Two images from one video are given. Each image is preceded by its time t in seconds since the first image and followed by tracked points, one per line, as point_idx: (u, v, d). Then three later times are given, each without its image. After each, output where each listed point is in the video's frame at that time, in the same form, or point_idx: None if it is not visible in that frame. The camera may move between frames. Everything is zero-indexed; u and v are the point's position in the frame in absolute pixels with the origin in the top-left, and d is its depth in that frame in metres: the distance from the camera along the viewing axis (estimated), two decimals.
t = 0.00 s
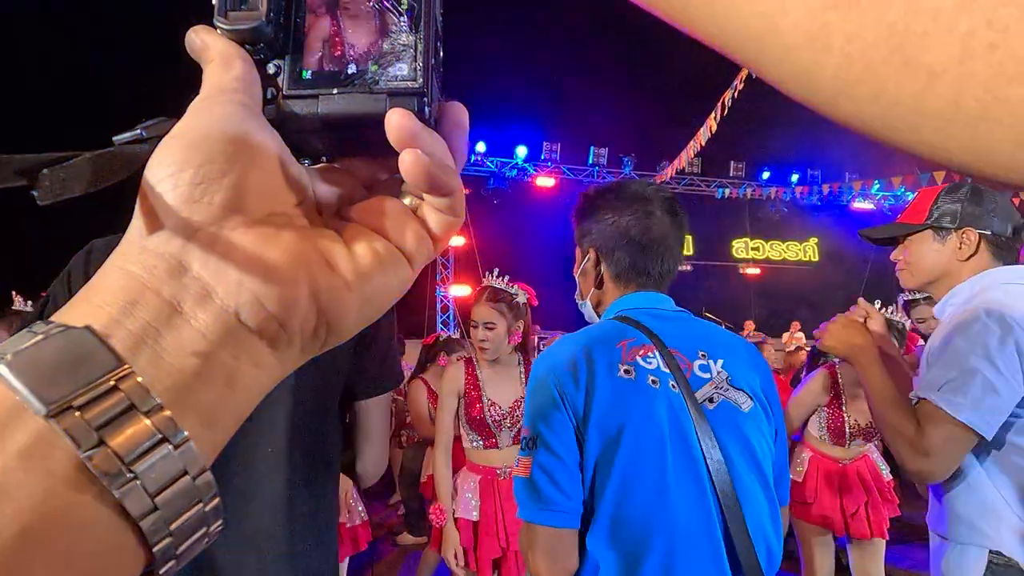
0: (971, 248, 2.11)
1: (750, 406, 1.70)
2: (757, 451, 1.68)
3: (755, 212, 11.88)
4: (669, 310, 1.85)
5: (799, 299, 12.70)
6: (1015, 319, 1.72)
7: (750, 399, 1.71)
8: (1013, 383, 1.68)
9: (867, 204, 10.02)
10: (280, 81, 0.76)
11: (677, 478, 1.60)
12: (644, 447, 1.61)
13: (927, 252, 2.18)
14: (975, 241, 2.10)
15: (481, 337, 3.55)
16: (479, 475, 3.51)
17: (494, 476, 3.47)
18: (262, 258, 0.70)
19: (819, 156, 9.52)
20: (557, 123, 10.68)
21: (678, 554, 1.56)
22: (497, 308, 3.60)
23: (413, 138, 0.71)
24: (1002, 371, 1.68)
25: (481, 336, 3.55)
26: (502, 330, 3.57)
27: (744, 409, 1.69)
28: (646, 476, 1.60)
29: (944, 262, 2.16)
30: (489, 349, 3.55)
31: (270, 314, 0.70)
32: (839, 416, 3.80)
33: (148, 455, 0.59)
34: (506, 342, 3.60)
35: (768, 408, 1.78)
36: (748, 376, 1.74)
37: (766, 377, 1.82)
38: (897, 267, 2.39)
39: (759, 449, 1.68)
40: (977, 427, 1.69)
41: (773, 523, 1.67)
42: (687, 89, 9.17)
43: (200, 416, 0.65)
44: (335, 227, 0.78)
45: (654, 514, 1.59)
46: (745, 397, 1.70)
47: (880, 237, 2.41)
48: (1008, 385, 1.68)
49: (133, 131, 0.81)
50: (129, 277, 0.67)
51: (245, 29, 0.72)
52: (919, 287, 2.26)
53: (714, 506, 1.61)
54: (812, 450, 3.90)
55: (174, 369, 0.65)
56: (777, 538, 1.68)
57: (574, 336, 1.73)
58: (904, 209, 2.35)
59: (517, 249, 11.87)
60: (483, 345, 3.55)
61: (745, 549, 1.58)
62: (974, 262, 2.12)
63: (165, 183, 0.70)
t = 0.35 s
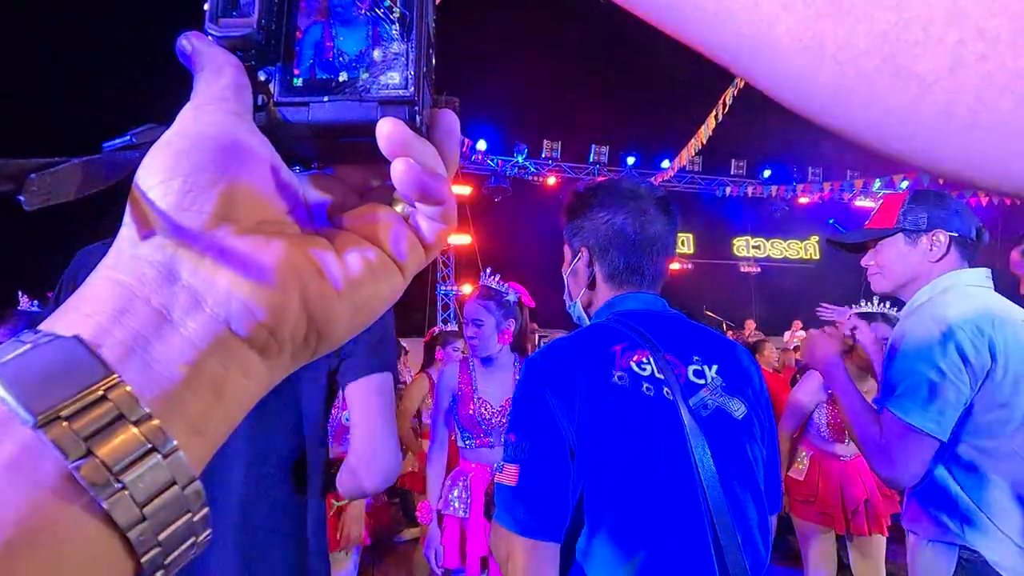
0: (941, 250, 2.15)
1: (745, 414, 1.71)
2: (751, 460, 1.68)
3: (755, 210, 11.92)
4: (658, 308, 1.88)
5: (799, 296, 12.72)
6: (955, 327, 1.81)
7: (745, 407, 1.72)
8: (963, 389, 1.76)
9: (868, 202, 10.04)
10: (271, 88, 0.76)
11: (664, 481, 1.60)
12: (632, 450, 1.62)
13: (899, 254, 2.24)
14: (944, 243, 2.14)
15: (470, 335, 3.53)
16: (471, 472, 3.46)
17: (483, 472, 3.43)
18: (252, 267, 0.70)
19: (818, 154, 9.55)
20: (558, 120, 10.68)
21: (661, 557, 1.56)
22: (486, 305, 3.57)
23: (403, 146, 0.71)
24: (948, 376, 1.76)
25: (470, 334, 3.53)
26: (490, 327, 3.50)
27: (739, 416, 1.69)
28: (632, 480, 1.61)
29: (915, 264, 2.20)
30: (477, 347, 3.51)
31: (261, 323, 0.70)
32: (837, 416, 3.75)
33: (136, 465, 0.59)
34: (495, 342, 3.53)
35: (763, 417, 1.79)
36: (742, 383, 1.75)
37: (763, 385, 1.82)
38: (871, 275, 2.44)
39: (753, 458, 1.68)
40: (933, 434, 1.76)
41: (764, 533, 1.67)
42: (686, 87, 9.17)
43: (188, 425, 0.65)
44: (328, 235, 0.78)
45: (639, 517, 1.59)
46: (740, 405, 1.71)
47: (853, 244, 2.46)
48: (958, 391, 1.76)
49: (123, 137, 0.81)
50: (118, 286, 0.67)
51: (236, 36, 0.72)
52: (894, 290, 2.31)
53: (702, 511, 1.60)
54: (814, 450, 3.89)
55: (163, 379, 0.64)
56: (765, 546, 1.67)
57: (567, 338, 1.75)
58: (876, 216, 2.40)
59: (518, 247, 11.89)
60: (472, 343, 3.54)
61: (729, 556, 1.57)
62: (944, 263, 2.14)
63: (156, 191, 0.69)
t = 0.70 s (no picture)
0: (932, 257, 2.17)
1: (751, 417, 1.64)
2: (753, 465, 1.61)
3: (756, 208, 11.92)
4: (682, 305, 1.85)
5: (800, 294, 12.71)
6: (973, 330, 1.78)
7: (751, 409, 1.65)
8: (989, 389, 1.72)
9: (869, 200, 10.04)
10: (271, 92, 0.76)
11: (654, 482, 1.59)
12: (623, 450, 1.62)
13: (892, 262, 2.21)
14: (935, 251, 2.18)
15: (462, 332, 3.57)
16: (461, 468, 3.52)
17: (475, 471, 3.47)
18: (249, 271, 0.70)
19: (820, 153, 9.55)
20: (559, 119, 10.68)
21: (647, 557, 1.57)
22: (477, 303, 3.64)
23: (403, 153, 0.72)
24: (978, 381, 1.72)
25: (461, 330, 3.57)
26: (480, 323, 3.55)
27: (742, 418, 1.63)
28: (621, 479, 1.62)
29: (907, 272, 2.20)
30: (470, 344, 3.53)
31: (261, 327, 0.70)
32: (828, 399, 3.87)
33: (137, 469, 0.59)
34: (485, 337, 3.54)
35: (783, 417, 1.71)
36: (751, 384, 1.67)
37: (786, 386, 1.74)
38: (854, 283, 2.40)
39: (756, 463, 1.61)
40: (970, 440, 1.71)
41: (766, 540, 1.60)
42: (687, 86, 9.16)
43: (188, 429, 0.65)
44: (326, 240, 0.79)
45: (626, 517, 1.61)
46: (744, 407, 1.64)
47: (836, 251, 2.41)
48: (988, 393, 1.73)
49: (123, 142, 0.82)
50: (118, 291, 0.68)
51: (239, 42, 0.73)
52: (883, 299, 2.29)
53: (693, 514, 1.57)
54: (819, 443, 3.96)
55: (164, 383, 0.65)
56: (771, 553, 1.61)
57: (565, 337, 1.79)
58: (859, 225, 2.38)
59: (518, 245, 11.88)
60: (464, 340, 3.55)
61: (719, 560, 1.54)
62: (934, 271, 2.17)
63: (156, 195, 0.70)
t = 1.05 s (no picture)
0: (922, 256, 2.17)
1: (759, 413, 1.60)
2: (763, 460, 1.58)
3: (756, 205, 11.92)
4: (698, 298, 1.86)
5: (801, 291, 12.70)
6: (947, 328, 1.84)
7: (760, 405, 1.61)
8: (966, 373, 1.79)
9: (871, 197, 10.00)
10: (268, 99, 0.76)
11: (661, 477, 1.62)
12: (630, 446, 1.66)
13: (881, 258, 2.23)
14: (926, 250, 2.17)
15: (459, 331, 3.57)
16: (461, 464, 3.51)
17: (475, 468, 3.46)
18: (247, 277, 0.70)
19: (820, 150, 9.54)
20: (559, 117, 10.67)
21: (656, 550, 1.60)
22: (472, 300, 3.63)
23: (401, 159, 0.72)
24: (956, 374, 1.78)
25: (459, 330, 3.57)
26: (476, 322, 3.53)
27: (750, 414, 1.60)
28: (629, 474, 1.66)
29: (895, 269, 2.21)
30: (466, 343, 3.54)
31: (258, 332, 0.70)
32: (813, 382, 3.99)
33: (135, 476, 0.59)
34: (482, 337, 3.52)
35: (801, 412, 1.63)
36: (760, 378, 1.62)
37: (808, 379, 1.65)
38: (848, 275, 2.43)
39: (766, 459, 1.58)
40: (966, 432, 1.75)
41: (781, 534, 1.57)
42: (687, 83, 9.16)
43: (187, 435, 0.65)
44: (324, 244, 0.79)
45: (635, 511, 1.64)
46: (752, 403, 1.61)
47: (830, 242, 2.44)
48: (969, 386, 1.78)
49: (120, 147, 0.83)
50: (117, 297, 0.68)
51: (236, 48, 0.73)
52: (872, 292, 2.31)
53: (702, 509, 1.58)
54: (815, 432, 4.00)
55: (161, 389, 0.65)
56: (789, 547, 1.58)
57: (579, 338, 1.84)
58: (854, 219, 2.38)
59: (519, 242, 11.88)
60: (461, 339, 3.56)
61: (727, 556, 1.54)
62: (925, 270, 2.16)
63: (155, 200, 0.70)
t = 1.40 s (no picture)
0: (920, 249, 2.18)
1: (788, 405, 1.64)
2: (795, 451, 1.62)
3: (755, 205, 11.89)
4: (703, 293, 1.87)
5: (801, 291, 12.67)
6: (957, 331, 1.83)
7: (788, 397, 1.65)
8: (979, 382, 1.77)
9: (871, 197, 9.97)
10: (269, 107, 0.76)
11: (702, 477, 1.61)
12: (669, 448, 1.64)
13: (879, 248, 2.24)
14: (924, 243, 2.17)
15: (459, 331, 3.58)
16: (463, 462, 3.51)
17: (477, 464, 3.46)
18: (250, 284, 0.70)
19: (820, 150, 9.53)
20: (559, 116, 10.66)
21: (700, 552, 1.60)
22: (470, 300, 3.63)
23: (402, 168, 0.72)
24: (970, 383, 1.77)
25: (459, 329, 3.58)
26: (478, 321, 3.55)
27: (780, 408, 1.64)
28: (669, 477, 1.64)
29: (893, 260, 2.22)
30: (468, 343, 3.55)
31: (259, 340, 0.71)
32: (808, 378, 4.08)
33: (135, 484, 0.60)
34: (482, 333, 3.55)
35: (814, 397, 1.71)
36: (785, 372, 1.67)
37: (817, 366, 1.74)
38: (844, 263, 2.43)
39: (798, 449, 1.62)
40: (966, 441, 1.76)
41: (813, 519, 1.62)
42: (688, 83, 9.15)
43: (187, 443, 0.65)
44: (325, 252, 0.79)
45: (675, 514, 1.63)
46: (782, 396, 1.64)
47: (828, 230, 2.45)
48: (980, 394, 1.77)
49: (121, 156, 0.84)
50: (118, 304, 0.68)
51: (237, 56, 0.73)
52: (867, 282, 2.32)
53: (744, 506, 1.59)
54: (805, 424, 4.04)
55: (162, 397, 0.65)
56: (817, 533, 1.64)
57: (603, 339, 1.78)
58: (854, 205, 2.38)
59: (518, 242, 11.87)
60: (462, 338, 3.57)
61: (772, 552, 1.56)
62: (921, 263, 2.18)
63: (158, 208, 0.70)
